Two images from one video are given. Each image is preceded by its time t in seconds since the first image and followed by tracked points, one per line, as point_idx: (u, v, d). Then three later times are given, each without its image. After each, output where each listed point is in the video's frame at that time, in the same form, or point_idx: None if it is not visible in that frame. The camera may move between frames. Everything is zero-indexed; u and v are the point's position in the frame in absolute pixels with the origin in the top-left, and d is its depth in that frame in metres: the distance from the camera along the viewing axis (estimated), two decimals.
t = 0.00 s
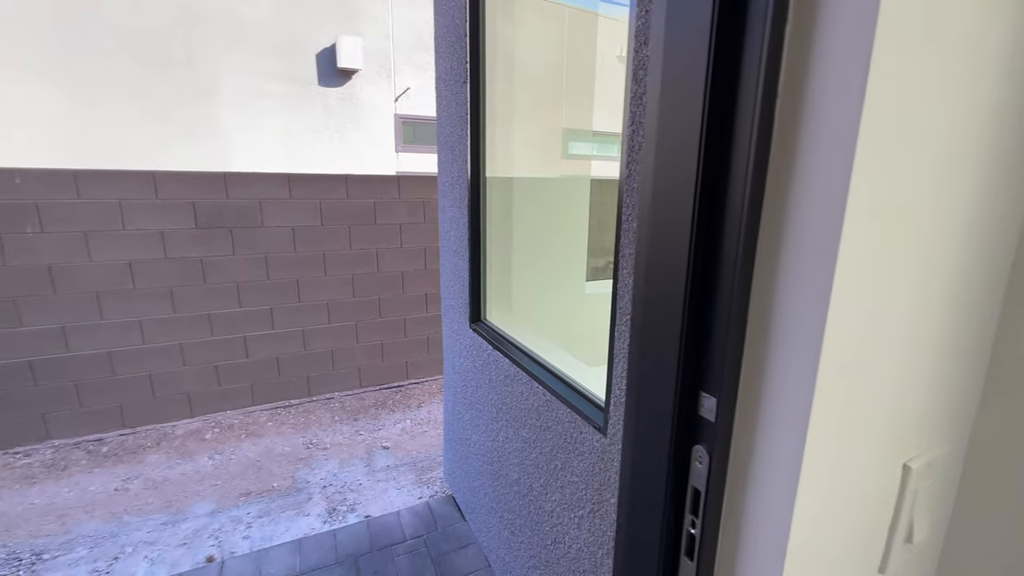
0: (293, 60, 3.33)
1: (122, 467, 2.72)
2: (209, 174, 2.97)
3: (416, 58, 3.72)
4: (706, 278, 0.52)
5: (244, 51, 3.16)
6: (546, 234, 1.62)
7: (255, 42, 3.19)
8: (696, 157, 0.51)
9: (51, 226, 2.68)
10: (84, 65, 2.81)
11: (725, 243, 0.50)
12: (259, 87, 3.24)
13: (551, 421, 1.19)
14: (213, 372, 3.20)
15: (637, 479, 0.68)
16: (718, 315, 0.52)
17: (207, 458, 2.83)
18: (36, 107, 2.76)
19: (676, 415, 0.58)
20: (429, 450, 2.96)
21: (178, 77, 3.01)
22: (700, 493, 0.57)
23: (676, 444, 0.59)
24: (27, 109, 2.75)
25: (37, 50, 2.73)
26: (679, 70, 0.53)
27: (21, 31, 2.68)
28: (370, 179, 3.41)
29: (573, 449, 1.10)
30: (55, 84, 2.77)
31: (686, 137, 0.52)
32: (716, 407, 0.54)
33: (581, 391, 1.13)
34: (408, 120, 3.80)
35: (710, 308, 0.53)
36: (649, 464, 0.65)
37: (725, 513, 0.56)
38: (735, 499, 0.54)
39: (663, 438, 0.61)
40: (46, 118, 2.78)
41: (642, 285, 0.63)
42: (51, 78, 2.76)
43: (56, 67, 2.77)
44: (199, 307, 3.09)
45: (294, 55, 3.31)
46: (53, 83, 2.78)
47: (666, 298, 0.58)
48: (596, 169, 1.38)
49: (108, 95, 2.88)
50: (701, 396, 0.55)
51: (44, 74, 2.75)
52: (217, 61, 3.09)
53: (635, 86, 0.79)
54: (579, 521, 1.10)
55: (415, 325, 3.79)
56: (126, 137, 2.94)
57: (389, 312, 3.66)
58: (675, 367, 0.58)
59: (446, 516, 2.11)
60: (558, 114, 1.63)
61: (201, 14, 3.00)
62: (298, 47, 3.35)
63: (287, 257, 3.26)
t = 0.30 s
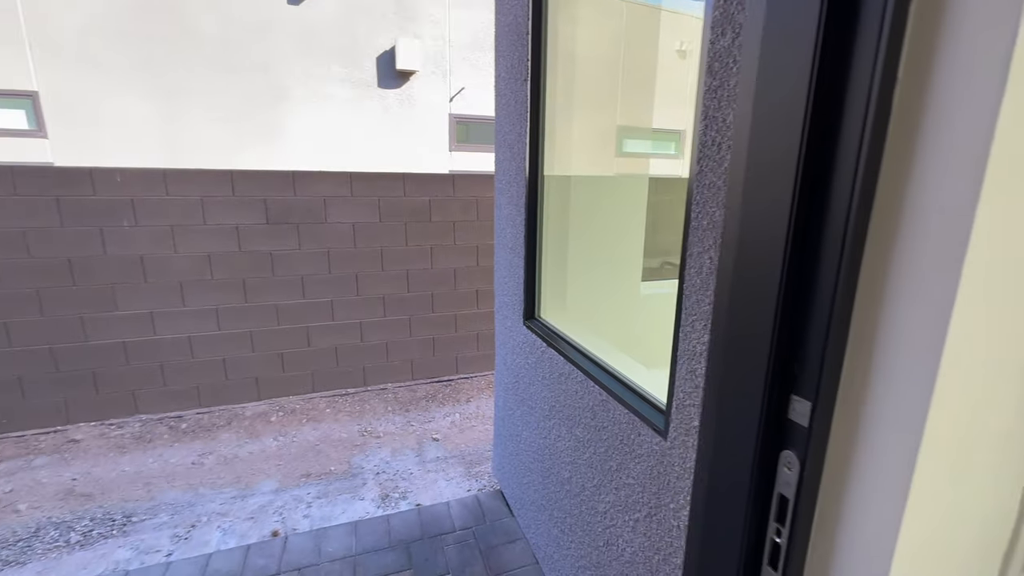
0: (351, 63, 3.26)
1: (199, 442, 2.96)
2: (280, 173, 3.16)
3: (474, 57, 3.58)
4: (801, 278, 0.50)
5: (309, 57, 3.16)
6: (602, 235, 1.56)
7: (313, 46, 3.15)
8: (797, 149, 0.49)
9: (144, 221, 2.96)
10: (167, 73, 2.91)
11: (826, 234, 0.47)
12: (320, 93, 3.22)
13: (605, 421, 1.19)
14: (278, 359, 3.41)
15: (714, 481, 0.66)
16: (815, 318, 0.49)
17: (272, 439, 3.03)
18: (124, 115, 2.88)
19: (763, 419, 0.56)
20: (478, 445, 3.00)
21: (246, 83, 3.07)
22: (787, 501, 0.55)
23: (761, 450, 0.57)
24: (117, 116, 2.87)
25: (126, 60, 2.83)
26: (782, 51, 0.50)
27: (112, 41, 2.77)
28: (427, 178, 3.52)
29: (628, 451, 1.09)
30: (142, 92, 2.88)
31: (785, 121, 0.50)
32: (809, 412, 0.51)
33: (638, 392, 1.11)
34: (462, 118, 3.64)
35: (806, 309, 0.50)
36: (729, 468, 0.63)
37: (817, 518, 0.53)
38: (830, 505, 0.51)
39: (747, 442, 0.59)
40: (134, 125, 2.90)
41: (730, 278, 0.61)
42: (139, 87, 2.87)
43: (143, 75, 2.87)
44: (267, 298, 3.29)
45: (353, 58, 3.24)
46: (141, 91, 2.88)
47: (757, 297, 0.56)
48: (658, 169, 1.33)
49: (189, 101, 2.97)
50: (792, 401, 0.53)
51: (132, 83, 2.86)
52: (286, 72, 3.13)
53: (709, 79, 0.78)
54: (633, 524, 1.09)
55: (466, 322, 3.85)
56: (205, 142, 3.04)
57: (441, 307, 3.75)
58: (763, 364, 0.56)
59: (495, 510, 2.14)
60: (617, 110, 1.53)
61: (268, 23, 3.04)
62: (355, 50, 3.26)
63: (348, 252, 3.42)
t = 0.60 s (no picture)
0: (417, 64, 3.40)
1: (271, 423, 3.16)
2: (349, 170, 3.29)
3: (535, 54, 3.57)
4: (969, 281, 0.42)
5: (379, 59, 3.32)
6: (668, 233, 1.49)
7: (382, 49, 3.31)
8: (971, 128, 0.40)
9: (228, 215, 3.19)
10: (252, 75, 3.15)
11: (1008, 229, 0.40)
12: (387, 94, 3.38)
13: (674, 429, 1.12)
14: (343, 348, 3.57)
15: (834, 507, 0.59)
16: (987, 327, 0.42)
17: (336, 425, 3.17)
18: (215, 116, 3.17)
19: (904, 446, 0.48)
20: (532, 443, 2.99)
21: (322, 86, 3.26)
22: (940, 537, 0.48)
23: (902, 480, 0.49)
24: (210, 117, 3.16)
25: (218, 65, 3.10)
26: (938, 12, 0.42)
27: (207, 49, 3.07)
28: (488, 174, 3.53)
29: (700, 462, 1.02)
30: (231, 94, 3.15)
31: (943, 96, 0.42)
32: (974, 436, 0.44)
33: (714, 401, 1.04)
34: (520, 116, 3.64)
35: (974, 317, 0.43)
36: (852, 495, 0.55)
37: (982, 543, 0.46)
38: (997, 534, 0.45)
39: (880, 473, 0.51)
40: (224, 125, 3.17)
41: (854, 277, 0.55)
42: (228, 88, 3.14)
43: (232, 79, 3.14)
44: (335, 290, 3.46)
45: (419, 58, 3.37)
46: (229, 93, 3.16)
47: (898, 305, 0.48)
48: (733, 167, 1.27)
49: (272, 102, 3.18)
50: (947, 423, 0.46)
51: (222, 86, 3.13)
52: (356, 76, 3.30)
53: (814, 60, 0.70)
54: (705, 542, 1.02)
55: (523, 319, 3.85)
56: (283, 139, 3.29)
57: (497, 304, 3.76)
58: (895, 376, 0.49)
59: (549, 511, 2.11)
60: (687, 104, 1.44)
61: (343, 30, 3.22)
62: (422, 51, 3.38)
63: (410, 247, 3.51)
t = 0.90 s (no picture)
0: (484, 61, 3.33)
1: (335, 410, 3.31)
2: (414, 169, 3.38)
3: (604, 48, 3.40)
4: None
5: (446, 56, 3.29)
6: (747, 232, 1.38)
7: (450, 48, 3.28)
8: None
9: (302, 210, 3.37)
10: (326, 77, 3.23)
11: None
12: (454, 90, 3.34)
13: (749, 450, 1.01)
14: (404, 340, 3.66)
15: None
16: None
17: (395, 415, 3.26)
18: (294, 116, 3.29)
19: None
20: (587, 447, 2.90)
21: (392, 84, 3.29)
22: None
23: None
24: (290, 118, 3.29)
25: (297, 68, 3.21)
26: None
27: (288, 53, 3.19)
28: (549, 169, 3.48)
29: (780, 490, 0.91)
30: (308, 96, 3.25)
31: None
32: None
33: (800, 424, 0.91)
34: (585, 111, 3.50)
35: None
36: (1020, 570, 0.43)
37: None
38: None
39: None
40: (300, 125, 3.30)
41: None
42: (305, 90, 3.26)
43: (311, 80, 3.25)
44: (397, 284, 3.55)
45: (485, 57, 3.32)
46: (308, 94, 3.27)
47: None
48: (828, 161, 1.21)
49: (344, 102, 3.29)
50: None
51: (301, 87, 3.25)
52: (425, 72, 3.30)
53: (952, 21, 0.58)
54: None
55: (581, 319, 3.75)
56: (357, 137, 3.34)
57: (556, 302, 3.69)
58: None
59: (604, 521, 2.02)
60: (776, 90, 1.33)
61: (411, 32, 3.23)
62: (489, 49, 3.32)
63: (470, 243, 3.53)
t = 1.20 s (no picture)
0: (540, 58, 3.30)
1: (385, 401, 3.43)
2: (466, 166, 3.42)
3: (666, 40, 3.27)
4: None
5: (501, 54, 3.29)
6: (818, 237, 1.26)
7: (507, 46, 3.28)
8: None
9: (359, 207, 3.50)
10: (385, 78, 3.33)
11: None
12: (508, 88, 3.34)
13: (808, 476, 0.92)
14: (451, 336, 3.72)
15: None
16: None
17: (441, 409, 3.32)
18: (354, 117, 3.40)
19: None
20: (633, 454, 2.82)
21: (448, 85, 3.34)
22: None
23: None
24: (351, 119, 3.41)
25: (357, 70, 3.33)
26: None
27: (349, 56, 3.31)
28: (602, 167, 3.41)
29: (843, 524, 0.82)
30: (367, 98, 3.36)
31: None
32: None
33: (869, 452, 0.82)
34: (642, 106, 3.37)
35: None
36: None
37: None
38: None
39: None
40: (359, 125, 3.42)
41: None
42: (364, 92, 3.37)
43: (370, 82, 3.35)
44: (446, 280, 3.60)
45: (541, 53, 3.28)
46: (368, 95, 3.36)
47: None
48: (912, 159, 1.17)
49: (400, 103, 3.38)
50: None
51: (360, 89, 3.35)
52: (480, 71, 3.32)
53: None
54: None
55: (631, 321, 3.64)
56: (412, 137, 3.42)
57: (605, 304, 3.61)
58: None
59: (647, 533, 1.95)
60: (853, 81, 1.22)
61: (468, 31, 3.26)
62: (546, 45, 3.28)
63: (519, 242, 3.52)
